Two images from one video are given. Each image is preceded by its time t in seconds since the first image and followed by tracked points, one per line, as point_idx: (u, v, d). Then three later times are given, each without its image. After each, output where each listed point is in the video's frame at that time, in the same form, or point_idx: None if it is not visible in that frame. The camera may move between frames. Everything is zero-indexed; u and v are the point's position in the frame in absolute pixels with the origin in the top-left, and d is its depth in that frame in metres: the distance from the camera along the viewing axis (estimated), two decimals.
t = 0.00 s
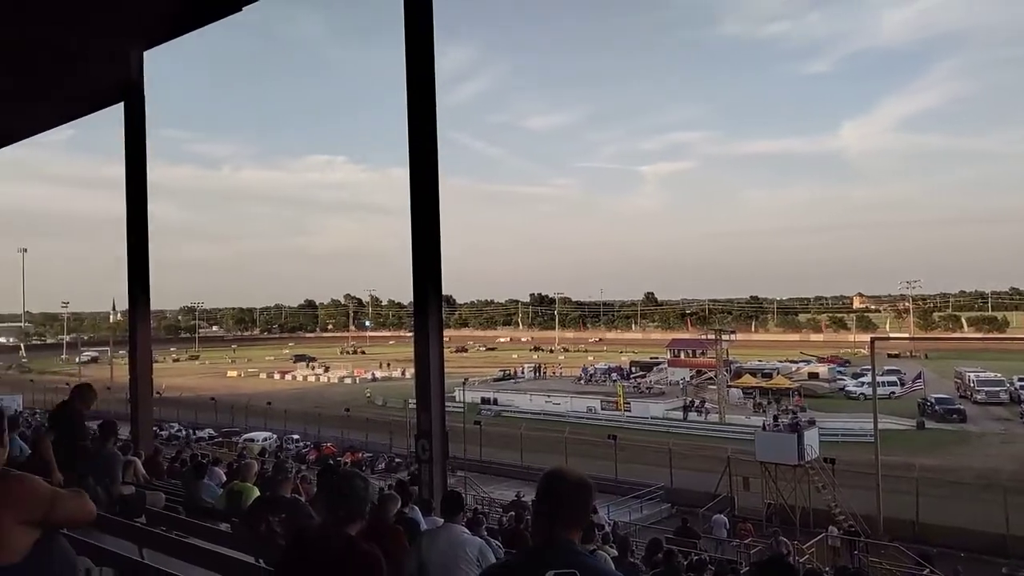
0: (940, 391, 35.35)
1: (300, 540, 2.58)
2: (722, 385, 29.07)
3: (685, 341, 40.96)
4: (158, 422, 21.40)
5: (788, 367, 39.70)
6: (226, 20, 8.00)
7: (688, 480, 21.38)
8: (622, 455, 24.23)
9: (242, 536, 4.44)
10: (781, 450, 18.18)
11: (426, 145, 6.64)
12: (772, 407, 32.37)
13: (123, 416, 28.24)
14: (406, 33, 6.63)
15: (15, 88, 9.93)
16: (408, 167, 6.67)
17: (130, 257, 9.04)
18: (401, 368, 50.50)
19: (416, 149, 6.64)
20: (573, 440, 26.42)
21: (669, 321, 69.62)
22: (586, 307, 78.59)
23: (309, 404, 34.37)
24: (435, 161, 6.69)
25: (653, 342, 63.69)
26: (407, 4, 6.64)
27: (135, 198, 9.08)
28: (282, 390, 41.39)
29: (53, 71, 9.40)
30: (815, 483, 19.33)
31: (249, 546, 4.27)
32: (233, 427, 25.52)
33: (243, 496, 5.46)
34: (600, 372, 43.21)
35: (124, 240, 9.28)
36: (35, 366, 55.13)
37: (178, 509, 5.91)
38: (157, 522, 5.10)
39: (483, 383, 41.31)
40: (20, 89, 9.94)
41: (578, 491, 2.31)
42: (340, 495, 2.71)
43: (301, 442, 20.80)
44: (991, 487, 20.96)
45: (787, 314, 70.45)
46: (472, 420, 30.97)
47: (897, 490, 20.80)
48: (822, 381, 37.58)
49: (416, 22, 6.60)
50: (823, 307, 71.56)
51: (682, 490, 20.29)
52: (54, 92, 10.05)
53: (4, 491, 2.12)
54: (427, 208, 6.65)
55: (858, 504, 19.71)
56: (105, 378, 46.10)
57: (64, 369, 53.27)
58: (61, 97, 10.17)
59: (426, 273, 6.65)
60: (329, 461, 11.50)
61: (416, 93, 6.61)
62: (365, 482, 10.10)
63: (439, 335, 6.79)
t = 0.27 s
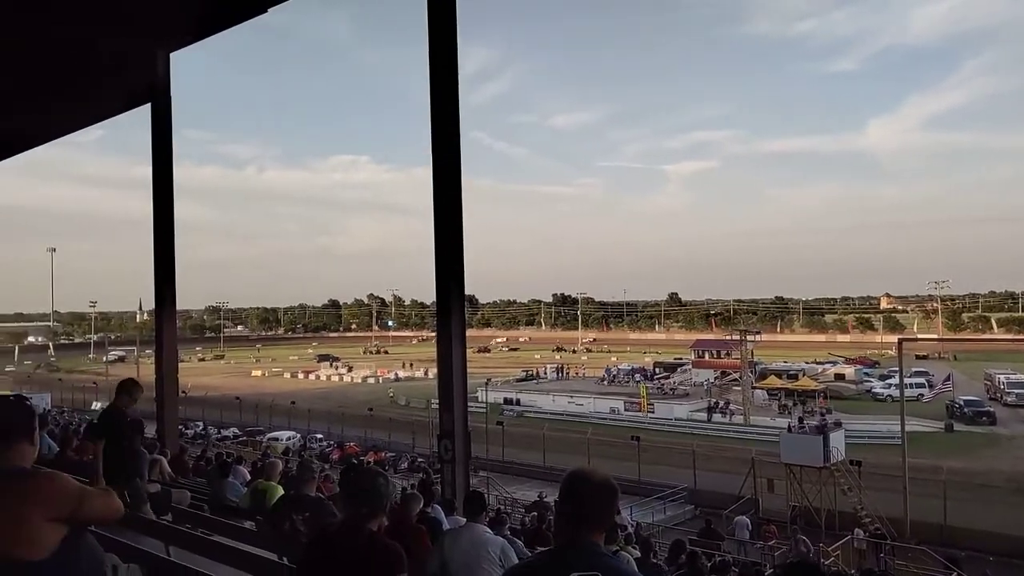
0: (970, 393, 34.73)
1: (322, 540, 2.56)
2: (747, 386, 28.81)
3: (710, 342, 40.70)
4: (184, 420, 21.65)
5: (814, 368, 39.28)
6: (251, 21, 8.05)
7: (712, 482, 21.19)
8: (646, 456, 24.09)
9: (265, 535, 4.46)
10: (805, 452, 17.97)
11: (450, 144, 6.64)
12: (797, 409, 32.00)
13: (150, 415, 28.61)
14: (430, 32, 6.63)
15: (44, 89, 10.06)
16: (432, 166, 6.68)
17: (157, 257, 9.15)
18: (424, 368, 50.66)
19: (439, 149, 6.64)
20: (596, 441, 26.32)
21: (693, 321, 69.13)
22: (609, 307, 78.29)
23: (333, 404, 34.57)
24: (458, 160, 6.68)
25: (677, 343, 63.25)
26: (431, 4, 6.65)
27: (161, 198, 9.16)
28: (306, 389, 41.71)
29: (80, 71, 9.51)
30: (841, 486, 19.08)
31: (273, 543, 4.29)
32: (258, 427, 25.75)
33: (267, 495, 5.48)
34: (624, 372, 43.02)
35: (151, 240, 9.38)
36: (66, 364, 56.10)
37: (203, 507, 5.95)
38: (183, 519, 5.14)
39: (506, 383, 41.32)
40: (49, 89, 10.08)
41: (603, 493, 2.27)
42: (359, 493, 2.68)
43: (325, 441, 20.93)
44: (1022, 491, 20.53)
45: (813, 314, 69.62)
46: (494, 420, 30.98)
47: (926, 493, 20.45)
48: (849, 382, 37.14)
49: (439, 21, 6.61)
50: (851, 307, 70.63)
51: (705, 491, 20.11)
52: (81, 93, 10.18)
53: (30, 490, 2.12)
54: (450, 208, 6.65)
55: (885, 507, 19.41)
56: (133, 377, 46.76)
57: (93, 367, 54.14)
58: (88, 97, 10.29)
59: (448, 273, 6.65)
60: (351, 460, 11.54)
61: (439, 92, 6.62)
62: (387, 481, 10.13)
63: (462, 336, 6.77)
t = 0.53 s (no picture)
0: (991, 395, 34.31)
1: (334, 537, 2.54)
2: (763, 387, 28.62)
3: (726, 343, 40.62)
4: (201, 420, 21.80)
5: (831, 370, 39.08)
6: (266, 22, 8.07)
7: (728, 484, 21.05)
8: (661, 458, 23.98)
9: (280, 535, 4.46)
10: (822, 455, 17.82)
11: (464, 144, 6.63)
12: (814, 411, 31.77)
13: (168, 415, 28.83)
14: (446, 29, 6.63)
15: (62, 91, 10.14)
16: (448, 166, 6.67)
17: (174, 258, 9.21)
18: (439, 369, 50.77)
19: (455, 149, 6.64)
20: (611, 442, 26.24)
21: (709, 322, 68.78)
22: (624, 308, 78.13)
23: (348, 404, 34.72)
24: (473, 159, 6.67)
25: (692, 344, 62.93)
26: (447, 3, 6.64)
27: (178, 195, 9.21)
28: (322, 389, 41.88)
29: (97, 73, 9.60)
30: (858, 488, 18.89)
31: (288, 543, 4.29)
32: (274, 426, 25.86)
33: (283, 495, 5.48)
34: (639, 374, 42.89)
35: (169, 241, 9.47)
36: (85, 364, 56.71)
37: (221, 506, 5.97)
38: (200, 519, 5.16)
39: (520, 384, 41.31)
40: (68, 91, 10.16)
41: (617, 492, 2.23)
42: (372, 490, 2.60)
43: (340, 441, 21.01)
44: None
45: (830, 316, 69.05)
46: (509, 421, 30.96)
47: (945, 497, 20.20)
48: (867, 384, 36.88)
49: (455, 20, 6.61)
50: (869, 308, 69.99)
51: (721, 493, 19.98)
52: (97, 93, 10.25)
53: (49, 489, 2.13)
54: (465, 207, 6.63)
55: (904, 510, 19.19)
56: (151, 376, 47.18)
57: (112, 367, 54.69)
58: (107, 98, 10.37)
59: (462, 273, 6.65)
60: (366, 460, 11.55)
61: (455, 93, 6.61)
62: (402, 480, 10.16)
63: (477, 337, 6.75)
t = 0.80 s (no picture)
0: (1012, 397, 33.89)
1: (348, 532, 2.57)
2: (781, 388, 28.42)
3: (743, 344, 40.50)
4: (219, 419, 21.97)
5: (850, 372, 38.79)
6: (285, 22, 8.10)
7: (746, 486, 20.91)
8: (678, 459, 23.87)
9: (297, 534, 4.49)
10: (841, 457, 17.66)
11: (479, 143, 6.63)
12: (833, 412, 31.48)
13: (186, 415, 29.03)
14: (463, 28, 6.63)
15: (82, 91, 10.22)
16: (463, 165, 6.67)
17: (193, 258, 9.29)
18: (455, 369, 50.82)
19: (471, 148, 6.64)
20: (627, 443, 26.16)
21: (726, 322, 68.40)
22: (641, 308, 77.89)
23: (364, 404, 34.83)
24: (490, 159, 6.67)
25: (708, 345, 62.59)
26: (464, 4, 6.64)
27: (197, 198, 9.30)
28: (338, 389, 42.06)
29: (118, 74, 9.67)
30: (878, 491, 18.69)
31: (304, 542, 4.31)
32: (291, 426, 26.00)
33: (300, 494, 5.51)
34: (656, 375, 42.75)
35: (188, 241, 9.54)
36: (105, 363, 57.26)
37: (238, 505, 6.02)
38: (217, 517, 5.19)
39: (536, 384, 41.25)
40: (89, 92, 10.24)
41: (633, 492, 2.21)
42: (384, 489, 2.72)
43: (356, 440, 21.10)
44: None
45: (849, 316, 68.44)
46: (524, 421, 30.95)
47: (966, 500, 19.95)
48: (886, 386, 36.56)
49: (472, 19, 6.60)
50: (888, 309, 69.31)
51: (738, 495, 19.86)
52: (118, 94, 10.33)
53: (68, 488, 2.16)
54: (481, 207, 6.63)
55: (924, 513, 18.97)
56: (170, 376, 47.54)
57: (131, 367, 55.18)
58: (127, 99, 10.45)
59: (478, 273, 6.64)
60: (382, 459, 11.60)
61: (471, 92, 6.62)
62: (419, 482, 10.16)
63: (493, 338, 6.74)
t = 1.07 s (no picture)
0: None
1: (364, 529, 2.64)
2: (804, 389, 28.15)
3: (766, 344, 40.34)
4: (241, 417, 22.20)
5: (874, 373, 38.37)
6: (310, 22, 8.14)
7: (768, 487, 20.74)
8: (699, 460, 23.73)
9: (318, 533, 4.55)
10: (865, 459, 17.47)
11: (498, 143, 6.66)
12: (856, 413, 31.16)
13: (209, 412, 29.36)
14: (482, 30, 6.67)
15: (109, 89, 10.39)
16: (483, 164, 6.70)
17: (216, 257, 9.41)
18: (475, 368, 50.91)
19: (490, 149, 6.67)
20: (648, 443, 26.07)
21: (748, 322, 67.92)
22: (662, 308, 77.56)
23: (385, 403, 35.00)
24: (509, 160, 6.70)
25: (730, 346, 62.16)
26: (486, 7, 6.67)
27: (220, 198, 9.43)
28: (359, 387, 42.32)
29: (144, 72, 9.82)
30: (903, 494, 18.47)
31: (327, 538, 4.37)
32: (312, 424, 26.21)
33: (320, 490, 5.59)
34: (676, 375, 42.58)
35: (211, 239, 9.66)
36: (130, 360, 58.06)
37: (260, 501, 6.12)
38: (240, 514, 5.26)
39: (556, 384, 41.21)
40: (116, 90, 10.40)
41: (650, 490, 2.24)
42: (396, 484, 2.75)
43: (377, 438, 21.23)
44: None
45: (873, 317, 67.64)
46: (544, 420, 30.95)
47: (993, 503, 19.65)
48: (911, 387, 36.10)
49: (491, 20, 6.64)
50: (913, 310, 68.46)
51: (759, 496, 19.70)
52: (147, 93, 10.49)
53: (96, 484, 2.22)
54: (500, 207, 6.66)
55: (950, 516, 18.72)
56: (193, 374, 48.08)
57: (156, 364, 55.88)
58: (153, 97, 10.61)
59: (497, 273, 6.68)
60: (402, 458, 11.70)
61: (490, 93, 6.65)
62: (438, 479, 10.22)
63: (512, 338, 6.77)
